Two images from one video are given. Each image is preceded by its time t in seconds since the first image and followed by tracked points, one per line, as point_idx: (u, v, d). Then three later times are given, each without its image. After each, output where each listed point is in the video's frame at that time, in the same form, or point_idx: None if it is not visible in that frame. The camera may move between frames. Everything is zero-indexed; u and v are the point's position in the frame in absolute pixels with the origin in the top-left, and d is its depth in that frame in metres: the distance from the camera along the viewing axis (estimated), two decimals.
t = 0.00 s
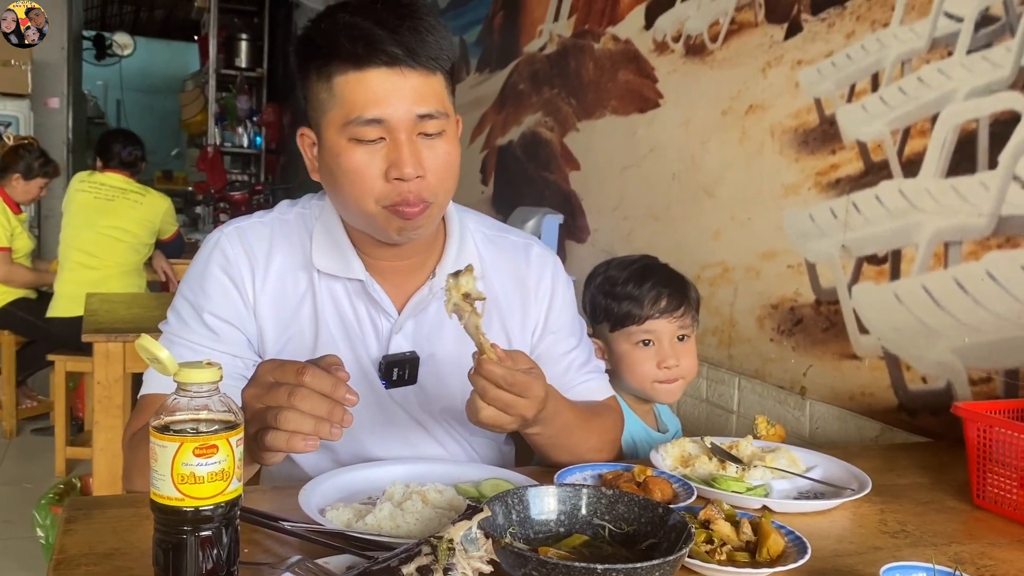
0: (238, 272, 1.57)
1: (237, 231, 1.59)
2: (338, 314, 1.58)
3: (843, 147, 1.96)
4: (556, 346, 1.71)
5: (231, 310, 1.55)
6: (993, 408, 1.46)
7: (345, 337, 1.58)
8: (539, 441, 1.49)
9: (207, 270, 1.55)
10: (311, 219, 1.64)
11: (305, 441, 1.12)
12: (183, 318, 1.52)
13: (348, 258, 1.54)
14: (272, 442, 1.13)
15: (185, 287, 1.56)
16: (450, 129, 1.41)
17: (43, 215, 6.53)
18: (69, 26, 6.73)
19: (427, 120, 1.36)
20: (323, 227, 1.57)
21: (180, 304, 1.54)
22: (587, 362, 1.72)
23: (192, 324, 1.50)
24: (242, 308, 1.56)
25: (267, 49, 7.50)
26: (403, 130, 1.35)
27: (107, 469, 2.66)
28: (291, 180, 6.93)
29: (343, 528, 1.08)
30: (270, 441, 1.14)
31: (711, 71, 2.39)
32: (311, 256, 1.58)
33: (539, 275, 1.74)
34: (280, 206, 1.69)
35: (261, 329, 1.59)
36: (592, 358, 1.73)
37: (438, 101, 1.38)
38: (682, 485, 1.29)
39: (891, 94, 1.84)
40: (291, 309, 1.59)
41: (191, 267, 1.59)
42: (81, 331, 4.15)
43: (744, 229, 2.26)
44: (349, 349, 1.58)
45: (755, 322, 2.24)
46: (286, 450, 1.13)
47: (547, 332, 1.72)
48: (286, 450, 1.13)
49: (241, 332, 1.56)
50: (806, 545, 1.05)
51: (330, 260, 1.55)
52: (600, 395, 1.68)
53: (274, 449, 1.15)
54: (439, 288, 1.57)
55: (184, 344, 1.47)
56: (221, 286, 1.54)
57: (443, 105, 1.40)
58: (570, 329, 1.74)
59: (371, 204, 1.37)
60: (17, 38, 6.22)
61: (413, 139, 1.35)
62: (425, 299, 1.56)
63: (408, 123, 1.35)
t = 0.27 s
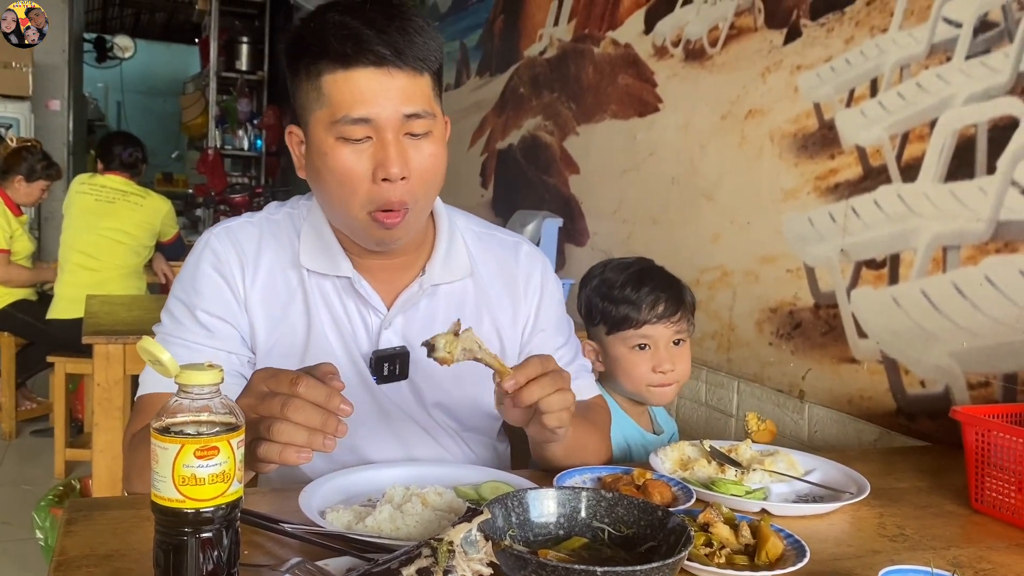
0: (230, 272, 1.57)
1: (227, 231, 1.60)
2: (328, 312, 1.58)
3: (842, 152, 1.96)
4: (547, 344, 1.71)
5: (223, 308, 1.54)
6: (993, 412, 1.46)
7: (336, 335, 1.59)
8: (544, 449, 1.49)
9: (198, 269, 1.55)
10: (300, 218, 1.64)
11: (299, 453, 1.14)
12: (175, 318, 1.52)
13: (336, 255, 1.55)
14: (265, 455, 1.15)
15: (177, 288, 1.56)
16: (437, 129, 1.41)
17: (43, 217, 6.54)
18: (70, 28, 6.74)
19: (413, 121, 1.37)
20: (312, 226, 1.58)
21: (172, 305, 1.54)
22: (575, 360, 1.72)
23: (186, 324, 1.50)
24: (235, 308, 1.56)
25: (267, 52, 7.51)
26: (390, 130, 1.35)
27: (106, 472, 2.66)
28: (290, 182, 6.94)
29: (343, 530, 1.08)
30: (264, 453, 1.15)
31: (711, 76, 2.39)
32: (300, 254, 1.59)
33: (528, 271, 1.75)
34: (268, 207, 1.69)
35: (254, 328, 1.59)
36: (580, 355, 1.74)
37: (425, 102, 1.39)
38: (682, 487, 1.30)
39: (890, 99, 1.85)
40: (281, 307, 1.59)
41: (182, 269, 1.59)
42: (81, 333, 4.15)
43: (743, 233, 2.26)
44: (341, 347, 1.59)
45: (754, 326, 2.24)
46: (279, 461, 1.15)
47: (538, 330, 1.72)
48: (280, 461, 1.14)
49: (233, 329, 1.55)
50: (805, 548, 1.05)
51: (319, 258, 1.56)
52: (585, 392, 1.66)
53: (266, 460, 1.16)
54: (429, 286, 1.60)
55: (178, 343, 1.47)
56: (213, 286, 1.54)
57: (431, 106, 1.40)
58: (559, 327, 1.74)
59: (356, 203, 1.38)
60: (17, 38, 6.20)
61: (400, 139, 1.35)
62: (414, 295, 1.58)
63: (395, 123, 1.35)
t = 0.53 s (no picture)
0: (219, 275, 1.55)
1: (212, 235, 1.58)
2: (316, 311, 1.58)
3: (842, 156, 1.96)
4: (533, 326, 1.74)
5: (213, 309, 1.52)
6: (993, 417, 1.46)
7: (325, 333, 1.58)
8: (552, 426, 1.47)
9: (186, 273, 1.53)
10: (283, 220, 1.64)
11: (304, 451, 1.12)
12: (166, 323, 1.48)
13: (320, 253, 1.56)
14: (270, 453, 1.14)
15: (164, 294, 1.54)
16: (417, 121, 1.42)
17: (43, 219, 6.54)
18: (71, 30, 6.74)
19: (393, 110, 1.38)
20: (294, 226, 1.58)
21: (161, 311, 1.51)
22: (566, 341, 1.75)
23: (178, 328, 1.47)
24: (225, 311, 1.54)
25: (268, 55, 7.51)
26: (370, 119, 1.36)
27: (106, 474, 2.66)
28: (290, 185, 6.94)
29: (343, 534, 1.08)
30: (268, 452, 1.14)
31: (711, 80, 2.40)
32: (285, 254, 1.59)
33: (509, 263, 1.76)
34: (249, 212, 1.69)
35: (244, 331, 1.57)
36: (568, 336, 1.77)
37: (406, 93, 1.40)
38: (682, 492, 1.30)
39: (891, 103, 1.85)
40: (269, 308, 1.58)
41: (168, 276, 1.56)
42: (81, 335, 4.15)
43: (744, 236, 2.27)
44: (331, 345, 1.58)
45: (754, 330, 2.24)
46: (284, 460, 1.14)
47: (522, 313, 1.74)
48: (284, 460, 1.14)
49: (224, 330, 1.53)
50: (806, 553, 1.05)
51: (304, 256, 1.56)
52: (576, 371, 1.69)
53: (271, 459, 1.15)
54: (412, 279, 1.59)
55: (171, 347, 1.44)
56: (203, 289, 1.52)
57: (411, 98, 1.42)
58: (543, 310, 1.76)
59: (336, 191, 1.37)
60: (17, 38, 6.19)
61: (380, 128, 1.36)
62: (398, 290, 1.57)
63: (375, 112, 1.36)
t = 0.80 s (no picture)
0: (219, 277, 1.53)
1: (211, 238, 1.56)
2: (316, 310, 1.57)
3: (848, 158, 1.96)
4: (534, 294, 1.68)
5: (215, 309, 1.49)
6: (1000, 420, 1.46)
7: (325, 332, 1.57)
8: (597, 304, 1.28)
9: (186, 274, 1.50)
10: (281, 222, 1.64)
11: (323, 457, 1.11)
12: (168, 324, 1.45)
13: (318, 252, 1.56)
14: (290, 458, 1.12)
15: (164, 298, 1.50)
16: (421, 124, 1.42)
17: (47, 219, 6.55)
18: (74, 31, 6.75)
19: (397, 111, 1.38)
20: (293, 227, 1.58)
21: (162, 314, 1.48)
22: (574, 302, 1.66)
23: (181, 328, 1.44)
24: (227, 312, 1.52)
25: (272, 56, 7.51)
26: (374, 119, 1.36)
27: (111, 475, 2.67)
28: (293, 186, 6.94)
29: (349, 536, 1.07)
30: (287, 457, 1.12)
31: (717, 81, 2.39)
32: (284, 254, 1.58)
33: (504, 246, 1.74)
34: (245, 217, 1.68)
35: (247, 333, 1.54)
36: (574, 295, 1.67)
37: (412, 96, 1.40)
38: (689, 495, 1.29)
39: (897, 105, 1.84)
40: (269, 308, 1.56)
41: (167, 281, 1.54)
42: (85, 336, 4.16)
43: (749, 238, 2.26)
44: (332, 344, 1.57)
45: (759, 332, 2.24)
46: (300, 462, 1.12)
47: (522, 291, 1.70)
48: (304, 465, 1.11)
49: (227, 329, 1.50)
50: (814, 556, 1.05)
51: (303, 255, 1.56)
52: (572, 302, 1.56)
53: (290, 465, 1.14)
54: (405, 274, 1.61)
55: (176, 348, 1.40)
56: (205, 290, 1.49)
57: (416, 101, 1.42)
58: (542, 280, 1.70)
59: (335, 188, 1.38)
60: (17, 38, 6.17)
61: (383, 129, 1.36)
62: (392, 285, 1.59)
63: (379, 113, 1.37)
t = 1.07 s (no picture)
0: (223, 283, 1.53)
1: (215, 244, 1.56)
2: (320, 314, 1.57)
3: (855, 160, 1.96)
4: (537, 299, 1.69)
5: (220, 314, 1.50)
6: (1008, 423, 1.45)
7: (328, 336, 1.57)
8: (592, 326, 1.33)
9: (190, 280, 1.50)
10: (284, 227, 1.64)
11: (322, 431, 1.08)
12: (174, 331, 1.44)
13: (322, 256, 1.56)
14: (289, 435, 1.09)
15: (168, 305, 1.50)
16: (426, 131, 1.42)
17: (53, 220, 6.58)
18: (81, 32, 6.78)
19: (402, 120, 1.38)
20: (297, 231, 1.59)
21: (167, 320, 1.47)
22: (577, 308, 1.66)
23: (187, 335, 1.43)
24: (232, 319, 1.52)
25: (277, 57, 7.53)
26: (379, 126, 1.36)
27: (117, 476, 2.68)
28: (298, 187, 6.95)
29: (356, 539, 1.06)
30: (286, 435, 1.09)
31: (723, 83, 2.39)
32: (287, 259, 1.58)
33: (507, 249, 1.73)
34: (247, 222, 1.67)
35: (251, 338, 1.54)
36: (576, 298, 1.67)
37: (417, 104, 1.40)
38: (696, 498, 1.29)
39: (905, 107, 1.84)
40: (272, 313, 1.56)
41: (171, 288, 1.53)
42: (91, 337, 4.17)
43: (756, 240, 2.26)
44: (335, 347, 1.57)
45: (766, 334, 2.23)
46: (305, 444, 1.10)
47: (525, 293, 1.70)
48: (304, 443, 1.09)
49: (231, 334, 1.50)
50: (822, 560, 1.04)
51: (307, 259, 1.56)
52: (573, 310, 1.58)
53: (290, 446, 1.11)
54: (410, 275, 1.61)
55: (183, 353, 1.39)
56: (209, 297, 1.49)
57: (422, 109, 1.41)
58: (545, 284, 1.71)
59: (339, 195, 1.38)
60: (16, 38, 6.36)
61: (388, 135, 1.36)
62: (397, 286, 1.59)
63: (384, 120, 1.36)
